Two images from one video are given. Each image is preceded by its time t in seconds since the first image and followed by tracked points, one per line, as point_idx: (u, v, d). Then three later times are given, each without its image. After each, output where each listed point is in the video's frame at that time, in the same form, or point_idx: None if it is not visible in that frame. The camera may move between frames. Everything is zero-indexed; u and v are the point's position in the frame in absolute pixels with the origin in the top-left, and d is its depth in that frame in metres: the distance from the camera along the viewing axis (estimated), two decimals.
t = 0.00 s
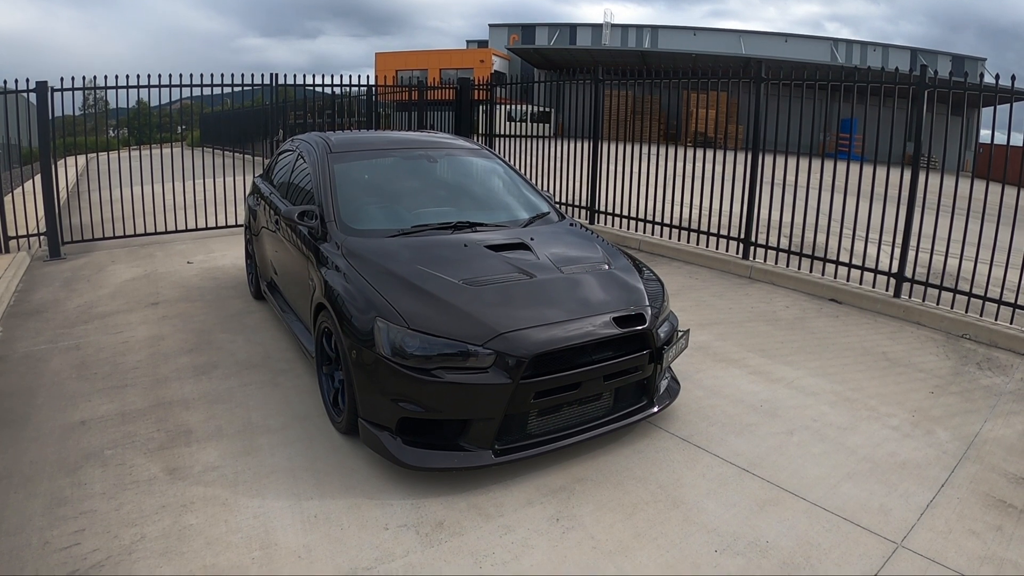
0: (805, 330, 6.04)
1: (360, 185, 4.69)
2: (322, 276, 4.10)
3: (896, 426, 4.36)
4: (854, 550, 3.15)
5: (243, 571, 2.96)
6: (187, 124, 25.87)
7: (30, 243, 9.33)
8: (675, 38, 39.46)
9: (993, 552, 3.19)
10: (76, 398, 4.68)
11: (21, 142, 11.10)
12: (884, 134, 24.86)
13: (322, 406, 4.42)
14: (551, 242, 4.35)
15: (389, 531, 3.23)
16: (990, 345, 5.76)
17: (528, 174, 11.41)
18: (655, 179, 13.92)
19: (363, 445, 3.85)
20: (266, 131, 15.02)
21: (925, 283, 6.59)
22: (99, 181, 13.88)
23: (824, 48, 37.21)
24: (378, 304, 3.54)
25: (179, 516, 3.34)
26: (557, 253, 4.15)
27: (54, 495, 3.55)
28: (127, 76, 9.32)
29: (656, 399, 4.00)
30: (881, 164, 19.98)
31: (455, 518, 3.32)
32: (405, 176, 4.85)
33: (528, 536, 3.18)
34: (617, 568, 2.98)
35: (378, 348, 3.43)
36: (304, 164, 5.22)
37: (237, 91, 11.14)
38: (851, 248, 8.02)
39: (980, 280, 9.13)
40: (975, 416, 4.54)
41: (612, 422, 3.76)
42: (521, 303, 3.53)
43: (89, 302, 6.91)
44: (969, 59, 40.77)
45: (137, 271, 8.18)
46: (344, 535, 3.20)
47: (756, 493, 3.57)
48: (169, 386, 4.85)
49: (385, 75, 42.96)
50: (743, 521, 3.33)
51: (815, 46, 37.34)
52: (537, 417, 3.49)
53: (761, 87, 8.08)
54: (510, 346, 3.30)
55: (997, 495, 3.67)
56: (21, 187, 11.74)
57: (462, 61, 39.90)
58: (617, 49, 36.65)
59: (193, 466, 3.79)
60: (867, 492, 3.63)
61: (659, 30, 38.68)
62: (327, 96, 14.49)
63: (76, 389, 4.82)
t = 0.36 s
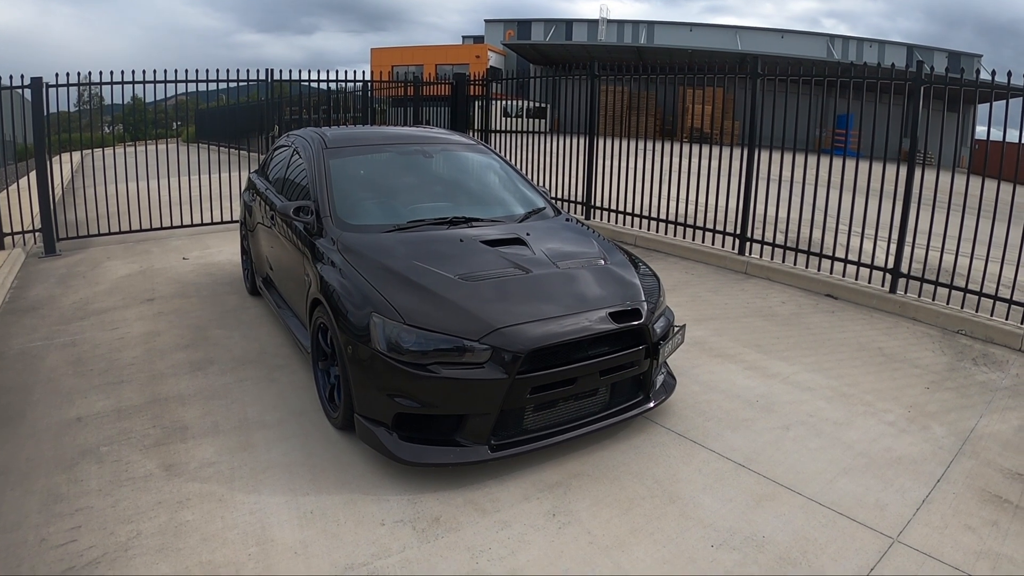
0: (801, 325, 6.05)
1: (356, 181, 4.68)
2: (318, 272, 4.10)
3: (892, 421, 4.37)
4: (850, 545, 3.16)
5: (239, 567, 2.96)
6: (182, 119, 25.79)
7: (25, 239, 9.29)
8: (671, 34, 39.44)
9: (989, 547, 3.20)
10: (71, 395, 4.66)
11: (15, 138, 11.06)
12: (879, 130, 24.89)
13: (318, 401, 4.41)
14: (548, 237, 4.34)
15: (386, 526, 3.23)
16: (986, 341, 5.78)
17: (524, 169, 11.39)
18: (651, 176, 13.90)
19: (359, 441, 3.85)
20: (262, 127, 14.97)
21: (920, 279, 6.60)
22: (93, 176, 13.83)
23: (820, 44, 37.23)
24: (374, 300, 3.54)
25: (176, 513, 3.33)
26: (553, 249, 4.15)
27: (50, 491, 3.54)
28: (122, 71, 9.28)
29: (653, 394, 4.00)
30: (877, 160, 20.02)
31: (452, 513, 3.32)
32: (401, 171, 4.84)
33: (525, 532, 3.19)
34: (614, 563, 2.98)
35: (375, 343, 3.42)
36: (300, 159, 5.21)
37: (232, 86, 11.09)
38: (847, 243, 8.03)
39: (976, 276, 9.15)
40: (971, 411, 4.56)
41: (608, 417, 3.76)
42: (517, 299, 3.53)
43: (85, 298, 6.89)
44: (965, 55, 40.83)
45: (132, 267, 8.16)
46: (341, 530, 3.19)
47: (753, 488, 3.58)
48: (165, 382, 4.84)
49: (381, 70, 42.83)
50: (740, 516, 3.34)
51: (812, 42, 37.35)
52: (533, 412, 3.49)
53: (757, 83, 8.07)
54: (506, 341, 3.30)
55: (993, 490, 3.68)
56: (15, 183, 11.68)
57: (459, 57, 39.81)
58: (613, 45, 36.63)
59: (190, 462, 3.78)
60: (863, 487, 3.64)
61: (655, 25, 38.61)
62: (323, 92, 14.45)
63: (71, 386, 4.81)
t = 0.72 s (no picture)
0: (802, 322, 6.04)
1: (355, 181, 4.67)
2: (318, 272, 4.09)
3: (894, 418, 4.36)
4: (852, 542, 3.16)
5: (241, 568, 2.95)
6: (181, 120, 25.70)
7: (24, 242, 9.29)
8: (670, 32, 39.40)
9: (991, 543, 3.20)
10: (72, 397, 4.66)
11: (15, 141, 11.05)
12: (879, 126, 24.91)
13: (318, 402, 4.41)
14: (547, 236, 4.34)
15: (387, 526, 3.23)
16: (986, 337, 5.77)
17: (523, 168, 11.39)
18: (651, 174, 13.89)
19: (360, 440, 3.85)
20: (261, 128, 14.95)
21: (920, 274, 6.60)
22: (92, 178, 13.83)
23: (819, 41, 37.20)
24: (374, 299, 3.53)
25: (177, 514, 3.33)
26: (553, 247, 4.14)
27: (50, 494, 3.53)
28: (121, 73, 9.27)
29: (654, 392, 4.00)
30: (877, 157, 20.02)
31: (454, 513, 3.32)
32: (401, 170, 4.84)
33: (526, 531, 3.18)
34: (615, 561, 2.98)
35: (375, 343, 3.42)
36: (299, 159, 5.21)
37: (231, 87, 11.08)
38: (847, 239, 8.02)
39: (976, 272, 9.14)
40: (973, 407, 4.55)
41: (609, 415, 3.76)
42: (517, 297, 3.53)
43: (85, 300, 6.89)
44: (965, 51, 40.78)
45: (132, 269, 8.15)
46: (342, 531, 3.19)
47: (754, 485, 3.58)
48: (166, 384, 4.83)
49: (380, 69, 42.79)
50: (741, 513, 3.34)
51: (811, 39, 37.31)
52: (534, 411, 3.49)
53: (757, 80, 8.05)
54: (507, 340, 3.30)
55: (995, 485, 3.68)
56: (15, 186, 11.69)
57: (458, 56, 39.77)
58: (612, 43, 36.60)
59: (191, 464, 3.78)
60: (865, 484, 3.64)
61: (654, 22, 38.58)
62: (322, 92, 14.43)
63: (72, 388, 4.81)
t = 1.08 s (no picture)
0: (806, 318, 6.03)
1: (359, 177, 4.67)
2: (322, 268, 4.09)
3: (898, 414, 4.35)
4: (856, 538, 3.15)
5: (245, 564, 2.96)
6: (184, 117, 25.69)
7: (28, 239, 9.30)
8: (673, 27, 39.29)
9: (995, 539, 3.19)
10: (76, 394, 4.67)
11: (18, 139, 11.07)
12: (883, 121, 24.84)
13: (322, 398, 4.41)
14: (551, 232, 4.33)
15: (391, 522, 3.23)
16: (991, 333, 5.75)
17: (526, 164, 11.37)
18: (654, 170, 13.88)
19: (364, 436, 3.85)
20: (263, 124, 14.95)
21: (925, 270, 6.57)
22: (96, 175, 13.84)
23: (823, 36, 37.08)
24: (378, 295, 3.53)
25: (181, 511, 3.33)
26: (557, 243, 4.14)
27: (55, 491, 3.54)
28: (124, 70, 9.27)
29: (658, 387, 3.99)
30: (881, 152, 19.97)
31: (458, 509, 3.32)
32: (404, 166, 4.83)
33: (531, 527, 3.18)
34: (619, 557, 2.98)
35: (379, 339, 3.42)
36: (303, 155, 5.20)
37: (233, 84, 11.07)
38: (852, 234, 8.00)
39: (981, 267, 9.12)
40: (977, 403, 4.54)
41: (613, 411, 3.75)
42: (522, 293, 3.52)
43: (89, 297, 6.90)
44: (969, 46, 40.65)
45: (136, 266, 8.16)
46: (346, 527, 3.19)
47: (758, 481, 3.57)
48: (170, 381, 4.84)
49: (382, 66, 42.73)
50: (746, 509, 3.33)
51: (815, 34, 37.19)
52: (538, 407, 3.49)
53: (760, 75, 8.02)
54: (511, 336, 3.29)
55: (999, 481, 3.66)
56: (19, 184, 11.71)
57: (460, 52, 39.71)
58: (615, 38, 36.51)
59: (195, 460, 3.78)
60: (869, 480, 3.63)
61: (657, 18, 38.47)
62: (325, 88, 14.42)
63: (76, 385, 4.82)
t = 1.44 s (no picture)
0: (807, 321, 6.03)
1: (360, 182, 4.67)
2: (323, 274, 4.09)
3: (900, 417, 4.35)
4: (859, 541, 3.14)
5: (247, 569, 2.96)
6: (185, 123, 25.76)
7: (30, 244, 9.32)
8: (673, 31, 39.38)
9: (998, 542, 3.18)
10: (78, 399, 4.67)
11: (20, 144, 11.10)
12: (884, 123, 24.85)
13: (324, 403, 4.41)
14: (552, 236, 4.33)
15: (393, 527, 3.23)
16: (992, 335, 5.75)
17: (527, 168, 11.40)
18: (655, 175, 13.89)
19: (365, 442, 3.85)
20: (264, 129, 14.97)
21: (926, 273, 6.57)
22: (98, 181, 13.87)
23: (823, 39, 37.15)
24: (379, 301, 3.53)
25: (183, 516, 3.33)
26: (558, 247, 4.14)
27: (57, 497, 3.54)
28: (125, 76, 9.29)
29: (659, 392, 3.98)
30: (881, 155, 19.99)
31: (460, 513, 3.32)
32: (405, 171, 4.84)
33: (532, 532, 3.18)
34: (621, 562, 2.97)
35: (380, 345, 3.42)
36: (303, 161, 5.21)
37: (234, 89, 11.09)
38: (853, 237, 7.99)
39: (982, 270, 9.12)
40: (979, 406, 4.53)
41: (615, 416, 3.75)
42: (522, 298, 3.52)
43: (90, 303, 6.91)
44: (969, 49, 40.70)
45: (137, 271, 8.18)
46: (348, 532, 3.19)
47: (761, 485, 3.57)
48: (171, 386, 4.84)
49: (383, 70, 42.80)
50: (748, 513, 3.33)
51: (815, 38, 37.26)
52: (540, 412, 3.48)
53: (760, 79, 8.02)
54: (513, 341, 3.29)
55: (1002, 484, 3.66)
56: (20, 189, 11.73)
57: (461, 56, 39.79)
58: (615, 42, 36.56)
59: (197, 465, 3.79)
60: (871, 483, 3.63)
61: (657, 22, 38.55)
62: (325, 93, 14.43)
63: (78, 390, 4.82)
